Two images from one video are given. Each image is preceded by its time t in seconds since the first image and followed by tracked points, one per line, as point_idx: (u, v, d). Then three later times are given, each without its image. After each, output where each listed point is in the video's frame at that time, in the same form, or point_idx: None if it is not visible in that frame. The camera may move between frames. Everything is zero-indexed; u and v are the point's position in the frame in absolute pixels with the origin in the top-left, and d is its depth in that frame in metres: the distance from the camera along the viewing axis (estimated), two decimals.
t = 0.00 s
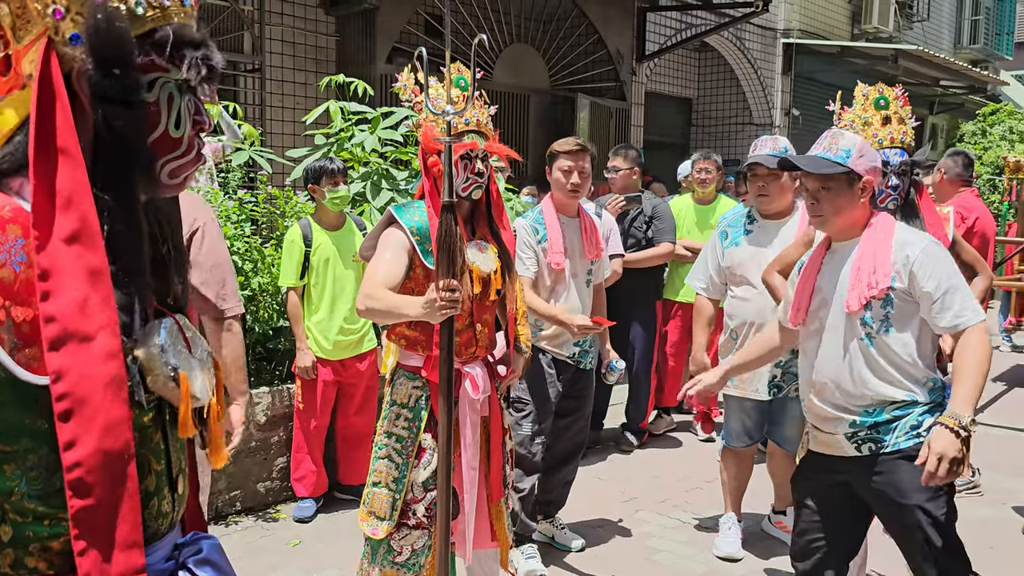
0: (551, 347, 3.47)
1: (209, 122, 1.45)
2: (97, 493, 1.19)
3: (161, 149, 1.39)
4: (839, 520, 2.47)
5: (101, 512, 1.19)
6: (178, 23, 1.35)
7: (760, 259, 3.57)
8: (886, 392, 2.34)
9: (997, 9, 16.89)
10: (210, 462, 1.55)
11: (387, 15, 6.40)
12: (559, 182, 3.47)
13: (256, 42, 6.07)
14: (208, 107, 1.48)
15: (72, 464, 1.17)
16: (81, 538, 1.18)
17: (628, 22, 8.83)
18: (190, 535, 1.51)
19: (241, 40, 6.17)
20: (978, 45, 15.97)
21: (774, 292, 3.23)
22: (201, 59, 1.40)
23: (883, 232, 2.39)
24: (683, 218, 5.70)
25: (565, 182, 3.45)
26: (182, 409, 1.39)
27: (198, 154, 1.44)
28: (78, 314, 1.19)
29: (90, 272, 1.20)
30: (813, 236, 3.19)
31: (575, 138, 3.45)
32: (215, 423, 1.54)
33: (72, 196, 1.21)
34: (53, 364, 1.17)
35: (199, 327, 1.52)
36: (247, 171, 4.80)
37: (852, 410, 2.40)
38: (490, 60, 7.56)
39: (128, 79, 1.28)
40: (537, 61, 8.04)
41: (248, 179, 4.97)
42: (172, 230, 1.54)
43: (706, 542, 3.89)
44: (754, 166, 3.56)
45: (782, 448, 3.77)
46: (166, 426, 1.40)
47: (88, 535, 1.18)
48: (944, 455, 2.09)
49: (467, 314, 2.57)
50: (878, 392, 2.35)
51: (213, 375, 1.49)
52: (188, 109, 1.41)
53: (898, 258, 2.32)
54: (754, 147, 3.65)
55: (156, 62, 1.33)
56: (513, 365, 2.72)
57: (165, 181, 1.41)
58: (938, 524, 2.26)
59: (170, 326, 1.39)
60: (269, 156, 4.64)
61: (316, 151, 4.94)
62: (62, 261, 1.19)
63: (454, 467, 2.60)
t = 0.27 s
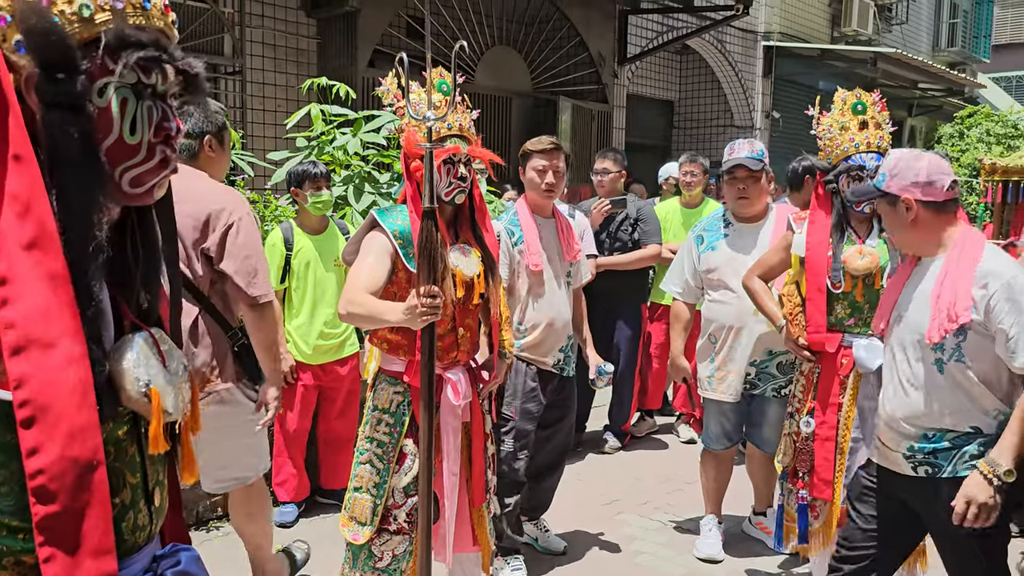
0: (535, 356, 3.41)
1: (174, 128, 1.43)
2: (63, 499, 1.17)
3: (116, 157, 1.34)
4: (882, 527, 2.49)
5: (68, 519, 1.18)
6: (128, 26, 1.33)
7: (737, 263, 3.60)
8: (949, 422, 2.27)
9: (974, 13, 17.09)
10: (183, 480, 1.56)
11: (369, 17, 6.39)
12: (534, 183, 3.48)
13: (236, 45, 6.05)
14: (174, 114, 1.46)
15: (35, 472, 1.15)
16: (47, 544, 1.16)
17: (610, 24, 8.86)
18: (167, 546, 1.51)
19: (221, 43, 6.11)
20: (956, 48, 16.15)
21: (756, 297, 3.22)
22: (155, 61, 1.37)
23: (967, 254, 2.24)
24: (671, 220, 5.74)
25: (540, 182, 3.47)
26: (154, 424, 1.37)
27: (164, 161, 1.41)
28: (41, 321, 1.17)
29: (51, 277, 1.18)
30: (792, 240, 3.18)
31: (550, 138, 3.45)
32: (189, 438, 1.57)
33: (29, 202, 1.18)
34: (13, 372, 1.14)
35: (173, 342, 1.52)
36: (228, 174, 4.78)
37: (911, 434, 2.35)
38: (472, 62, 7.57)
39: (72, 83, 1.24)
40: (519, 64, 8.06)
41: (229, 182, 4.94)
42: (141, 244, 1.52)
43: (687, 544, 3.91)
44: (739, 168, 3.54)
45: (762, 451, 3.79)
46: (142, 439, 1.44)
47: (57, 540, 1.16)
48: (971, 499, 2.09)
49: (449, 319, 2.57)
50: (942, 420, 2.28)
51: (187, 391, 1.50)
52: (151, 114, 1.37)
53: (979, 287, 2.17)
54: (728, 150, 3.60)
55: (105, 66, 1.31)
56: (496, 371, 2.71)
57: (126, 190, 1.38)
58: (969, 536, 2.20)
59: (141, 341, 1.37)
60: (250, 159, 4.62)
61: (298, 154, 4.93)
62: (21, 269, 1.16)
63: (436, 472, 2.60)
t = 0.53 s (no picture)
0: (515, 369, 3.42)
1: (147, 149, 1.43)
2: (38, 520, 1.18)
3: (84, 179, 1.35)
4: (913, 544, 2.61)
5: (43, 539, 1.19)
6: (96, 48, 1.34)
7: (713, 274, 3.63)
8: (964, 424, 2.36)
9: (954, 21, 17.29)
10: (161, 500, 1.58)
11: (352, 21, 6.38)
12: (519, 189, 3.46)
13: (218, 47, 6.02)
14: (147, 137, 1.47)
15: (10, 492, 1.15)
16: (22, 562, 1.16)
17: (594, 30, 8.90)
18: (145, 567, 1.52)
19: (203, 45, 6.08)
20: (935, 56, 16.34)
21: (736, 306, 3.28)
22: (125, 83, 1.37)
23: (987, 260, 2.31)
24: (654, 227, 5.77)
25: (526, 187, 3.45)
26: (132, 445, 1.40)
27: (134, 182, 1.41)
28: (16, 341, 1.17)
29: (24, 297, 1.20)
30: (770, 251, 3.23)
31: (530, 145, 3.45)
32: (168, 456, 1.60)
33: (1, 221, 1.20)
34: None
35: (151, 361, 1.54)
36: (209, 178, 4.76)
37: (930, 433, 2.46)
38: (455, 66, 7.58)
39: (38, 104, 1.26)
40: (503, 69, 8.07)
41: (210, 185, 4.92)
42: (116, 267, 1.54)
43: (666, 551, 3.94)
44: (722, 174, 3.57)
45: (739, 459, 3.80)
46: (119, 460, 1.44)
47: (33, 560, 1.17)
48: None
49: (431, 328, 2.58)
50: (958, 421, 2.38)
51: (167, 410, 1.52)
52: (122, 136, 1.38)
53: (989, 293, 2.25)
54: (702, 160, 3.61)
55: (71, 87, 1.32)
56: (478, 381, 2.73)
57: (95, 213, 1.38)
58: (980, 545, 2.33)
59: (117, 364, 1.39)
60: (232, 163, 4.60)
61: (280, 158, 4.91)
62: None
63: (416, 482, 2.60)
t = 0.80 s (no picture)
0: (511, 375, 3.43)
1: (142, 175, 1.45)
2: (36, 540, 1.21)
3: (77, 204, 1.37)
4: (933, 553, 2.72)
5: (42, 560, 1.22)
6: (93, 73, 1.38)
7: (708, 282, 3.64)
8: (997, 435, 2.50)
9: (953, 21, 17.28)
10: (161, 518, 1.61)
11: (352, 20, 6.37)
12: (518, 194, 3.46)
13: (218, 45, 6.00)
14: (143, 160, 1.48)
15: (9, 513, 1.19)
16: None
17: (594, 29, 8.89)
18: None
19: (203, 42, 6.06)
20: (935, 56, 16.34)
21: (733, 312, 3.28)
22: (121, 110, 1.39)
23: None
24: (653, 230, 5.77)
25: (524, 192, 3.45)
26: (132, 464, 1.41)
27: (128, 208, 1.43)
28: (15, 361, 1.22)
29: (24, 318, 1.24)
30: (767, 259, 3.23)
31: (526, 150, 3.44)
32: (167, 476, 1.61)
33: None
34: None
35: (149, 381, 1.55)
36: (208, 178, 4.75)
37: (964, 443, 2.60)
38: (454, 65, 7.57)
39: (32, 129, 1.29)
40: (502, 67, 8.06)
41: (209, 185, 4.91)
42: (111, 292, 1.55)
43: (662, 554, 3.95)
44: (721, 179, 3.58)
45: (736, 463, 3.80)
46: (116, 481, 1.46)
47: None
48: None
49: (430, 335, 2.57)
50: (992, 432, 2.52)
51: (165, 429, 1.54)
52: (117, 161, 1.40)
53: None
54: (690, 167, 3.63)
55: (70, 111, 1.35)
56: (476, 388, 2.74)
57: (89, 237, 1.40)
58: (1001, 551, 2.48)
59: (116, 383, 1.41)
60: (230, 163, 4.59)
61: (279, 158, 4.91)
62: None
63: (414, 488, 2.61)
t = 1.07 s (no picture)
0: (517, 369, 3.42)
1: (152, 171, 1.45)
2: (47, 537, 1.22)
3: (88, 201, 1.37)
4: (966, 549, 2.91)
5: (53, 556, 1.23)
6: (106, 71, 1.37)
7: (712, 278, 3.62)
8: None
9: (960, 14, 17.20)
10: (167, 513, 1.61)
11: (357, 12, 6.36)
12: (522, 189, 3.43)
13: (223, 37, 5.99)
14: (153, 155, 1.49)
15: (21, 511, 1.20)
16: None
17: (600, 21, 8.86)
18: None
19: (208, 34, 6.03)
20: (942, 49, 16.27)
21: (740, 308, 3.28)
22: (132, 108, 1.39)
23: None
24: (660, 224, 5.75)
25: (529, 188, 3.42)
26: (141, 458, 1.42)
27: (139, 205, 1.43)
28: (25, 359, 1.22)
29: (34, 317, 1.24)
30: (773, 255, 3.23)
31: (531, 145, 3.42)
32: (175, 470, 1.62)
33: (9, 243, 1.24)
34: None
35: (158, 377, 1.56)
36: (213, 171, 4.74)
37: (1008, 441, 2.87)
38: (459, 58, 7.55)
39: (47, 126, 1.29)
40: (508, 60, 8.04)
41: (214, 178, 4.91)
42: (119, 289, 1.55)
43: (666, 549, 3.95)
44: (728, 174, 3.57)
45: (740, 458, 3.79)
46: (124, 477, 1.46)
47: None
48: None
49: (436, 331, 2.58)
50: None
51: (172, 424, 1.54)
52: (127, 159, 1.40)
53: None
54: (692, 162, 3.61)
55: (81, 109, 1.35)
56: (482, 383, 2.74)
57: (99, 234, 1.41)
58: None
59: (124, 376, 1.41)
60: (235, 155, 4.59)
61: (284, 151, 4.90)
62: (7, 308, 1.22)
63: (421, 483, 2.61)
